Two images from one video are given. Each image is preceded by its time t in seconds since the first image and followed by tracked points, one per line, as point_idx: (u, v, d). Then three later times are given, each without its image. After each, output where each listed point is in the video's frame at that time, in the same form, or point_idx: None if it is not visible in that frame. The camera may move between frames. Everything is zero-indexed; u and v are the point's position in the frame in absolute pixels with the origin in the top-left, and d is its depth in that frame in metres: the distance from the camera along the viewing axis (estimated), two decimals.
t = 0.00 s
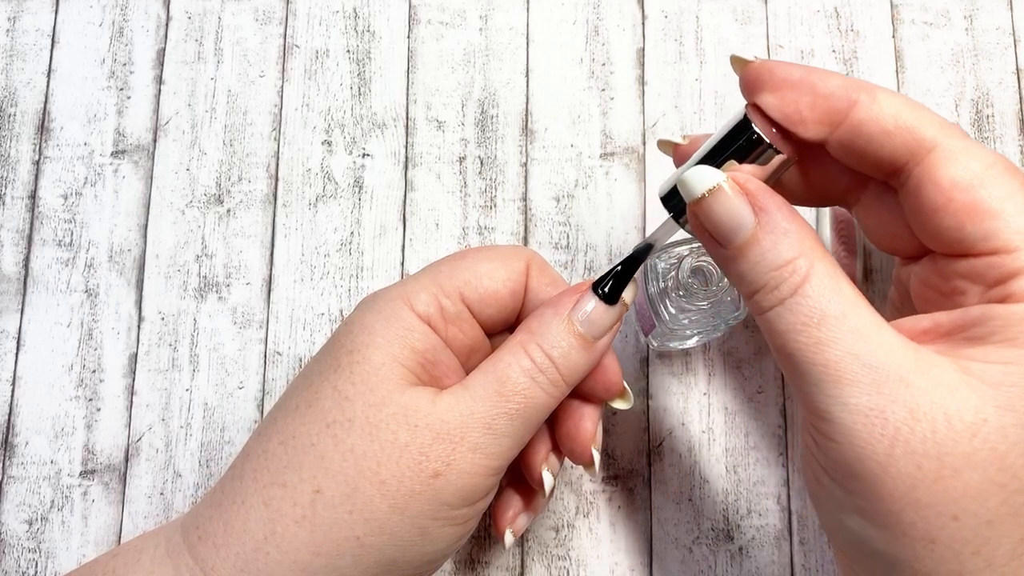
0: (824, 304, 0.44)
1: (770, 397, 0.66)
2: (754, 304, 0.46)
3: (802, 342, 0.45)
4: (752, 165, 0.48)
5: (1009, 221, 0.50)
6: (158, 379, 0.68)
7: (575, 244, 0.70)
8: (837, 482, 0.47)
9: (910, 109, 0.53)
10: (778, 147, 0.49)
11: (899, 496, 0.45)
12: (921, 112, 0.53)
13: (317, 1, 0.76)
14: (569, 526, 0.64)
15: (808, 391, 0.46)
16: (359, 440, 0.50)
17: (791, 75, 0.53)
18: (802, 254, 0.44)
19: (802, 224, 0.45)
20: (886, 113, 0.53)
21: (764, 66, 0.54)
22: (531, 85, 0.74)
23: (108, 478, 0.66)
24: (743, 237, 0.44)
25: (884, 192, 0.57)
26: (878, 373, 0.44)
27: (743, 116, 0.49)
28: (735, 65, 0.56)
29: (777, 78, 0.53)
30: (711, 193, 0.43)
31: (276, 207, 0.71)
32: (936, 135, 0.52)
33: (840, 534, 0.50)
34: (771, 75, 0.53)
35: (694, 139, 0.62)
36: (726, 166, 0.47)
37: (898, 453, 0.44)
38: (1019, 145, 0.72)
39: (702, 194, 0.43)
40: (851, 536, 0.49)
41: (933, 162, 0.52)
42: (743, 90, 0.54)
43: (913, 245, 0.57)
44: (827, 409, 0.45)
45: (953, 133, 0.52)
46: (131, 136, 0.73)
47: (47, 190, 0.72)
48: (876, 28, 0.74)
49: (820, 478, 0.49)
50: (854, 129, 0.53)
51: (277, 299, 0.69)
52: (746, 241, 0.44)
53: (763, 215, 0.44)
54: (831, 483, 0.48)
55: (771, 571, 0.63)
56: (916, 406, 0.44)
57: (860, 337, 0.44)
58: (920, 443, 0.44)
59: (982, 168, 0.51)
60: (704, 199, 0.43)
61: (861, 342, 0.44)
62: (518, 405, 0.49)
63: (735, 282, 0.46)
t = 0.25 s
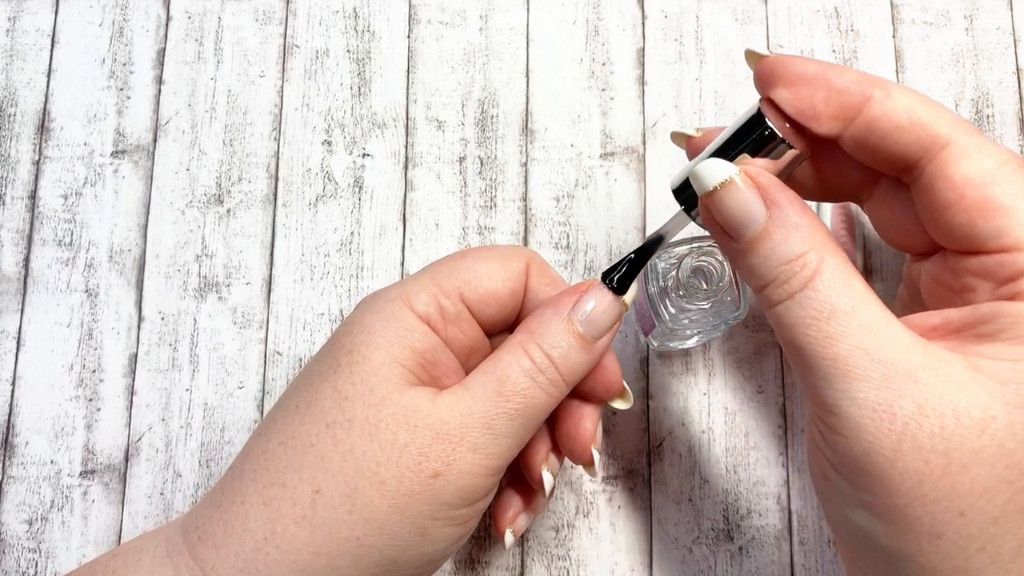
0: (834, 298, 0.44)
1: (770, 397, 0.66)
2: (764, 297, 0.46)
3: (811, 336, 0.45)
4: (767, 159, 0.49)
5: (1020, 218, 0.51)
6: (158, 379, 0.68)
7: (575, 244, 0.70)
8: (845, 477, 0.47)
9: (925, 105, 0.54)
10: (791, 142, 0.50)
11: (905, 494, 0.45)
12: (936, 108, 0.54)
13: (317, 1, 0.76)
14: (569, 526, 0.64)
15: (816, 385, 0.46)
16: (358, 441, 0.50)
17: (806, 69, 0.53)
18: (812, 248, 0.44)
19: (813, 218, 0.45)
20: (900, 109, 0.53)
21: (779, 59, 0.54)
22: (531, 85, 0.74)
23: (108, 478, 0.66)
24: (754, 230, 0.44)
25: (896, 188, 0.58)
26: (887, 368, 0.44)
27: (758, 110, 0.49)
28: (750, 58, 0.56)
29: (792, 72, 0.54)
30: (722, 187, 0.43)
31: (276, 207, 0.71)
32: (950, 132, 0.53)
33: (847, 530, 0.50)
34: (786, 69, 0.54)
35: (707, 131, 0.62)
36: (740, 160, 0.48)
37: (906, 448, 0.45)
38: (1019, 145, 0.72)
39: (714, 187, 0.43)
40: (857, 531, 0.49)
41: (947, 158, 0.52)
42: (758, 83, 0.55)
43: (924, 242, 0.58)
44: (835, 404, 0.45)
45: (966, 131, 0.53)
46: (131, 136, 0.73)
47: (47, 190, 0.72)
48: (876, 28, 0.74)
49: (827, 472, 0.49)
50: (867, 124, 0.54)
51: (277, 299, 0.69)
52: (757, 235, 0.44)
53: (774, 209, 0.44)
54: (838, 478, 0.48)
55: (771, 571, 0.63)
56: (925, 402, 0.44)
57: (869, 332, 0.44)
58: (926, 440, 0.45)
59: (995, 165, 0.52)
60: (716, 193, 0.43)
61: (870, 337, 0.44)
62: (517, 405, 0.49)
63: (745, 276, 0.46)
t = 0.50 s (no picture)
0: (846, 294, 0.45)
1: (770, 397, 0.66)
2: (775, 292, 0.46)
3: (823, 331, 0.45)
4: (780, 154, 0.50)
5: None
6: (158, 379, 0.68)
7: (575, 244, 0.70)
8: (853, 474, 0.47)
9: (941, 103, 0.54)
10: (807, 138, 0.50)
11: (912, 488, 0.45)
12: (952, 106, 0.54)
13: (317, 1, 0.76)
14: (569, 526, 0.64)
15: (826, 381, 0.46)
16: (357, 440, 0.50)
17: (822, 64, 0.54)
18: (825, 244, 0.45)
19: (826, 214, 0.45)
20: (915, 106, 0.54)
21: (795, 54, 0.54)
22: (531, 85, 0.74)
23: (108, 478, 0.66)
24: (768, 225, 0.45)
25: (909, 186, 0.59)
26: (898, 364, 0.45)
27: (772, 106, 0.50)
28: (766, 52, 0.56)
29: (809, 67, 0.54)
30: (738, 180, 0.44)
31: (276, 207, 0.71)
32: (967, 131, 0.53)
33: (855, 529, 0.49)
34: (803, 64, 0.54)
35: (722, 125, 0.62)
36: (754, 154, 0.48)
37: (915, 444, 0.45)
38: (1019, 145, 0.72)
39: (728, 180, 0.44)
40: (863, 529, 0.49)
41: (963, 157, 0.53)
42: (773, 78, 0.55)
43: (936, 240, 0.59)
44: (845, 399, 0.45)
45: (982, 130, 0.54)
46: (131, 136, 0.73)
47: (47, 190, 0.72)
48: (877, 28, 0.74)
49: (834, 468, 0.49)
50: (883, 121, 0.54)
51: (277, 299, 0.69)
52: (771, 229, 0.45)
53: (788, 203, 0.44)
54: (845, 475, 0.48)
55: (771, 571, 0.63)
56: (934, 399, 0.45)
57: (881, 328, 0.45)
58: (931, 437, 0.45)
59: (1012, 165, 0.53)
60: (731, 186, 0.44)
61: (882, 333, 0.44)
62: (516, 404, 0.49)
63: (758, 271, 0.47)
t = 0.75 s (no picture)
0: (861, 311, 0.43)
1: (770, 397, 0.66)
2: (786, 306, 0.45)
3: (837, 352, 0.44)
4: (792, 159, 0.47)
5: None
6: (158, 379, 0.68)
7: (575, 244, 0.70)
8: (864, 495, 0.47)
9: (959, 110, 0.54)
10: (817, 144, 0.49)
11: (925, 511, 0.45)
12: (970, 113, 0.54)
13: (317, 1, 0.76)
14: (569, 526, 0.64)
15: (839, 403, 0.45)
16: (353, 437, 0.50)
17: (837, 68, 0.52)
18: (841, 257, 0.43)
19: (841, 226, 0.44)
20: (931, 115, 0.53)
21: (808, 56, 0.52)
22: (531, 85, 0.74)
23: (108, 478, 0.66)
24: (782, 236, 0.43)
25: (918, 193, 0.58)
26: (914, 385, 0.44)
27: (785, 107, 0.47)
28: (775, 54, 0.54)
29: (821, 71, 0.52)
30: (751, 189, 0.42)
31: (276, 207, 0.71)
32: (987, 141, 0.53)
33: (865, 548, 0.50)
34: (817, 68, 0.52)
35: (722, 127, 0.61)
36: (764, 161, 0.46)
37: (931, 470, 0.44)
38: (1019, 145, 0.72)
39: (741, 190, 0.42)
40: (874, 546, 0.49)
41: (981, 168, 0.52)
42: (783, 80, 0.53)
43: (946, 249, 0.58)
44: (859, 422, 0.45)
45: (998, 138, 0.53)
46: (131, 136, 0.73)
47: (47, 190, 0.72)
48: (877, 28, 0.74)
49: (843, 487, 0.48)
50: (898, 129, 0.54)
51: (277, 299, 0.69)
52: (786, 240, 0.43)
53: (804, 215, 0.43)
54: (855, 494, 0.48)
55: (771, 571, 0.63)
56: (952, 421, 0.44)
57: (896, 349, 0.44)
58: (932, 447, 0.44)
59: None
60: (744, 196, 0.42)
61: (897, 354, 0.44)
62: (512, 399, 0.49)
63: (767, 283, 0.45)
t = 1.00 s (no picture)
0: (813, 327, 0.43)
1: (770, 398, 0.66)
2: (741, 325, 0.45)
3: (793, 369, 0.44)
4: (733, 182, 0.45)
5: (999, 237, 0.49)
6: (158, 379, 0.68)
7: (575, 245, 0.70)
8: (829, 505, 0.47)
9: (893, 121, 0.52)
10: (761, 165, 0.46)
11: (891, 522, 0.45)
12: (904, 123, 0.53)
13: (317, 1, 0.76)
14: (568, 526, 0.64)
15: (800, 417, 0.45)
16: (355, 437, 0.50)
17: (770, 89, 0.51)
18: (787, 275, 0.43)
19: (785, 242, 0.43)
20: (868, 127, 0.52)
21: (741, 80, 0.52)
22: (531, 85, 0.74)
23: (108, 478, 0.66)
24: (726, 259, 0.43)
25: (866, 204, 0.57)
26: (870, 398, 0.43)
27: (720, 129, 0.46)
28: (710, 79, 0.54)
29: (754, 91, 0.51)
30: (694, 214, 0.42)
31: (276, 208, 0.71)
32: (923, 150, 0.51)
33: (835, 554, 0.49)
34: (750, 89, 0.51)
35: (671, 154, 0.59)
36: (706, 185, 0.45)
37: (892, 480, 0.44)
38: (1019, 145, 0.72)
39: (684, 217, 0.42)
40: (847, 556, 0.48)
41: (920, 177, 0.51)
42: (721, 104, 0.52)
43: (899, 257, 0.57)
44: (820, 436, 0.44)
45: (939, 146, 0.52)
46: (131, 136, 0.73)
47: (47, 190, 0.72)
48: (876, 28, 0.74)
49: (813, 500, 0.48)
50: (838, 144, 0.53)
51: (277, 299, 0.69)
52: (731, 263, 0.43)
53: (748, 236, 0.42)
54: (824, 507, 0.47)
55: (771, 571, 0.63)
56: (909, 432, 0.44)
57: (850, 362, 0.43)
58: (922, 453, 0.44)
59: (971, 182, 0.50)
60: (686, 222, 0.42)
61: (851, 367, 0.43)
62: (514, 401, 0.49)
63: (721, 304, 0.45)
